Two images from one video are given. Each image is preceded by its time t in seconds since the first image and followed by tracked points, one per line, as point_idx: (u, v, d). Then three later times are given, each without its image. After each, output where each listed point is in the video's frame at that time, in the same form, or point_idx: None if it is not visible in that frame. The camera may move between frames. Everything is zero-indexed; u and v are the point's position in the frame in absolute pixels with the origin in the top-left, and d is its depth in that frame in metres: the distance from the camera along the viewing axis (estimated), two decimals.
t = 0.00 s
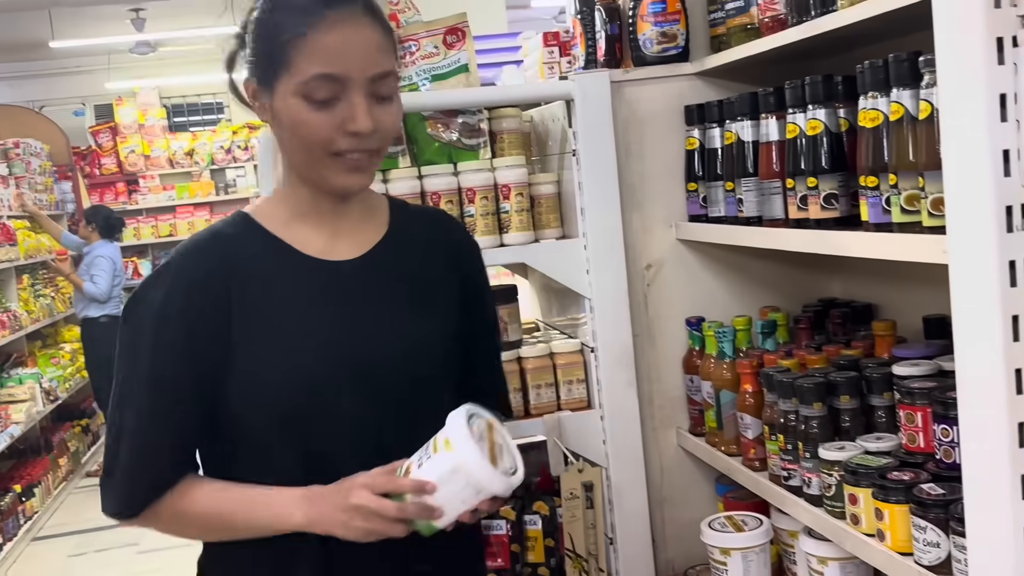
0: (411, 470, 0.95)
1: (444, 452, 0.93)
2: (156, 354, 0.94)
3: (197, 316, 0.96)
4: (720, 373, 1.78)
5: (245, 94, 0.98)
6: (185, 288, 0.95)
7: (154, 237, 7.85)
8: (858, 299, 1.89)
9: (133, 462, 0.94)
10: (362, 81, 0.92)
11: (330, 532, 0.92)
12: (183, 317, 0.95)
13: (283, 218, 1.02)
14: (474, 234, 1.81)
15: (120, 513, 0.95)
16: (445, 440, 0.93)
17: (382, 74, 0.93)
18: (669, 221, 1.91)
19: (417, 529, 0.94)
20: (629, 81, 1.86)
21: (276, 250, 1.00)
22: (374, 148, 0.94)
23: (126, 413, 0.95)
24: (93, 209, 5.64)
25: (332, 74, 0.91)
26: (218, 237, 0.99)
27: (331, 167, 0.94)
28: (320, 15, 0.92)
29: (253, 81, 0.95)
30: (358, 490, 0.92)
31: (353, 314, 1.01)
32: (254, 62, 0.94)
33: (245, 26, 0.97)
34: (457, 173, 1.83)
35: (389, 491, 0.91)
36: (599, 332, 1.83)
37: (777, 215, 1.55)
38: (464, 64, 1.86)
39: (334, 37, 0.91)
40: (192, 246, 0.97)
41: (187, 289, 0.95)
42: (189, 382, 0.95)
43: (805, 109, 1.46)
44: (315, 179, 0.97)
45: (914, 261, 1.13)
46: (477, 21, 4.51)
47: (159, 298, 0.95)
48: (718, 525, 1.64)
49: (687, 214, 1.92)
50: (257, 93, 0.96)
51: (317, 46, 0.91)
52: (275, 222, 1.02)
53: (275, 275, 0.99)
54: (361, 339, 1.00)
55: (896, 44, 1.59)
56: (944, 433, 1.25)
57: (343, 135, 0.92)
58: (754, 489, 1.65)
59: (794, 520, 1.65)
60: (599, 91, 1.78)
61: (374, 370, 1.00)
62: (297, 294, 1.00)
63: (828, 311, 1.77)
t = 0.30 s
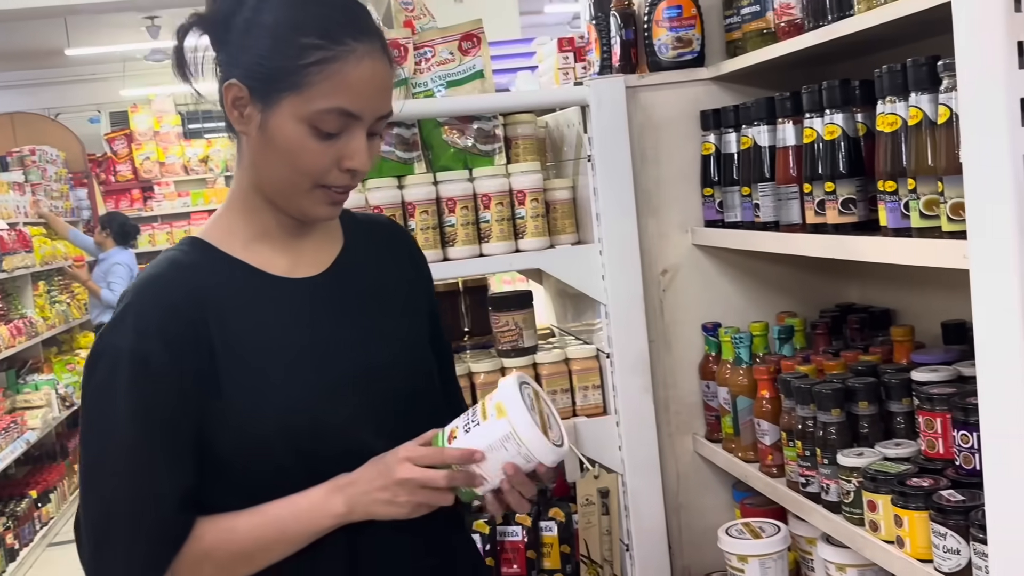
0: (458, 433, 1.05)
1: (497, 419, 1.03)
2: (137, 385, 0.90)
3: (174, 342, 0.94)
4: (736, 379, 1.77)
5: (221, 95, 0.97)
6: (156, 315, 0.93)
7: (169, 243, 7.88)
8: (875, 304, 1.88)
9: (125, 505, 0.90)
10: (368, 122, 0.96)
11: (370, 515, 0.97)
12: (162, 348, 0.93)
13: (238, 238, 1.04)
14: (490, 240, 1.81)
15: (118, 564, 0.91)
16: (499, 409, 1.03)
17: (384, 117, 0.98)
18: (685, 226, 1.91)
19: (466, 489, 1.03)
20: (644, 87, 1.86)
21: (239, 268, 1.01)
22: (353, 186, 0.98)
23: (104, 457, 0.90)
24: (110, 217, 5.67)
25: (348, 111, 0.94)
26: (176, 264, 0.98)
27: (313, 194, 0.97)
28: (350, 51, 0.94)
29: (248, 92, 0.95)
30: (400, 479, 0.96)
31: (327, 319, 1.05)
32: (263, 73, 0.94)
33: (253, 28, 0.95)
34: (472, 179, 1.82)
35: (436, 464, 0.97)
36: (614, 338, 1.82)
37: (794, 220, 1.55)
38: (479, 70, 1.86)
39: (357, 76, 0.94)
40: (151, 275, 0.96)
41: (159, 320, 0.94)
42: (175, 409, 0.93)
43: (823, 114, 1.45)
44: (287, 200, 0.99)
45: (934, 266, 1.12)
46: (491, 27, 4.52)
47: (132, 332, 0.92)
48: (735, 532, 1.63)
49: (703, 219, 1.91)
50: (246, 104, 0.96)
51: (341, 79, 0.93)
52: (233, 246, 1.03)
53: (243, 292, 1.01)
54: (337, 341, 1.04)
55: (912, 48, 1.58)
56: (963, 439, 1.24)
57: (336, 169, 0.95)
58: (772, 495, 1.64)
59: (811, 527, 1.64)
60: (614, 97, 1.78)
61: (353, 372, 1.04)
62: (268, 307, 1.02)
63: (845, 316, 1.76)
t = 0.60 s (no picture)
0: (473, 450, 1.06)
1: (514, 439, 1.03)
2: (123, 402, 0.90)
3: (159, 357, 0.94)
4: (746, 383, 1.76)
5: (221, 97, 0.97)
6: (143, 329, 0.93)
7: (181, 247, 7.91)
8: (886, 308, 1.87)
9: (112, 522, 0.90)
10: (372, 127, 0.96)
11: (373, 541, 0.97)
12: (146, 364, 0.92)
13: (232, 247, 1.04)
14: (500, 244, 1.81)
15: None
16: (518, 429, 1.04)
17: (388, 122, 0.99)
18: (694, 230, 1.91)
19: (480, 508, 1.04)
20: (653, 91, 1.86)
21: (228, 280, 1.02)
22: (354, 194, 0.99)
23: (89, 473, 0.90)
24: (120, 220, 5.69)
25: (356, 116, 0.94)
26: (164, 276, 0.98)
27: (313, 201, 0.97)
28: (359, 54, 0.95)
29: (250, 94, 0.96)
30: (412, 488, 0.97)
31: (318, 329, 1.05)
32: (265, 72, 0.94)
33: (254, 26, 0.96)
34: (482, 184, 1.83)
35: (449, 486, 0.98)
36: (625, 342, 1.82)
37: (805, 224, 1.55)
38: (489, 74, 1.86)
39: (367, 79, 0.95)
40: (138, 287, 0.96)
41: (144, 334, 0.93)
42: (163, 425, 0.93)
43: (833, 117, 1.45)
44: (286, 207, 0.99)
45: (945, 269, 1.12)
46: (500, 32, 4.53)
47: (117, 348, 0.91)
48: (746, 537, 1.62)
49: (713, 223, 1.91)
50: (247, 105, 0.96)
51: (350, 80, 0.94)
52: (226, 256, 1.04)
53: (232, 304, 1.01)
54: (328, 352, 1.05)
55: (923, 51, 1.58)
56: (975, 444, 1.23)
57: (340, 175, 0.96)
58: (782, 499, 1.63)
59: (822, 532, 1.64)
60: (624, 101, 1.78)
61: (346, 383, 1.04)
62: (258, 318, 1.02)
63: (857, 320, 1.76)
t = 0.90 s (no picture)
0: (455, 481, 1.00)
1: (474, 443, 0.98)
2: (123, 409, 0.90)
3: (161, 365, 0.94)
4: (755, 387, 1.76)
5: (236, 101, 0.97)
6: (145, 336, 0.93)
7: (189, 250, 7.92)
8: (895, 310, 1.86)
9: (110, 529, 0.90)
10: (388, 134, 0.96)
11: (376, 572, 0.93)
12: (147, 372, 0.92)
13: (243, 251, 1.05)
14: (508, 246, 1.81)
15: None
16: (469, 434, 0.99)
17: (403, 130, 0.98)
18: (702, 233, 1.90)
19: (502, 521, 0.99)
20: (661, 93, 1.86)
21: (236, 286, 1.02)
22: (368, 203, 0.98)
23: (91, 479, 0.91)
24: (125, 225, 5.71)
25: (372, 122, 0.94)
26: (170, 283, 0.98)
27: (325, 208, 0.97)
28: (377, 59, 0.95)
29: (266, 99, 0.96)
30: (410, 516, 0.93)
31: (326, 337, 1.05)
32: (281, 76, 0.95)
33: (272, 29, 0.96)
34: (490, 186, 1.83)
35: (445, 506, 0.94)
36: (632, 345, 1.82)
37: (813, 226, 1.54)
38: (497, 77, 1.86)
39: (384, 85, 0.95)
40: (144, 293, 0.96)
41: (147, 342, 0.93)
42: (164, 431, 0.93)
43: (842, 119, 1.45)
44: (299, 213, 0.99)
45: (955, 270, 1.11)
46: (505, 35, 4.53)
47: (119, 355, 0.92)
48: (755, 540, 1.62)
49: (720, 226, 1.91)
50: (261, 110, 0.96)
51: (367, 86, 0.94)
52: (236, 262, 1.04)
53: (237, 311, 1.01)
54: (335, 359, 1.05)
55: (932, 53, 1.57)
56: (985, 446, 1.23)
57: (354, 183, 0.95)
58: (792, 502, 1.63)
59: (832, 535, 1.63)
60: (632, 103, 1.78)
61: (353, 389, 1.04)
62: (265, 324, 1.02)
63: (866, 322, 1.75)
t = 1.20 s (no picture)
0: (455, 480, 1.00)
1: (462, 440, 0.99)
2: (133, 410, 0.90)
3: (171, 367, 0.93)
4: (760, 389, 1.75)
5: (255, 101, 0.97)
6: (156, 338, 0.93)
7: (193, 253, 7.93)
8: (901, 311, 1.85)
9: (118, 530, 0.90)
10: (404, 143, 0.96)
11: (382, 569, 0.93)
12: (157, 373, 0.92)
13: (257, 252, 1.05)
14: (511, 248, 1.81)
15: None
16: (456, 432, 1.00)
17: (420, 140, 0.98)
18: (707, 234, 1.90)
19: (510, 512, 0.99)
20: (665, 94, 1.85)
21: (249, 287, 1.02)
22: (382, 210, 0.98)
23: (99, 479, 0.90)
24: (123, 227, 5.70)
25: (389, 131, 0.94)
26: (182, 284, 0.98)
27: (340, 214, 0.97)
28: (400, 68, 0.95)
29: (285, 101, 0.95)
30: (412, 515, 0.92)
31: (338, 340, 1.05)
32: (300, 79, 0.94)
33: (294, 30, 0.96)
34: (494, 188, 1.82)
35: (441, 503, 0.93)
36: (636, 348, 1.81)
37: (818, 228, 1.53)
38: (500, 79, 1.86)
39: (405, 95, 0.94)
40: (157, 294, 0.96)
41: (158, 343, 0.93)
42: (174, 433, 0.93)
43: (846, 120, 1.44)
44: (312, 217, 0.98)
45: (959, 272, 1.11)
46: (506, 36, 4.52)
47: (129, 356, 0.91)
48: (760, 543, 1.61)
49: (724, 227, 1.90)
50: (280, 111, 0.96)
51: (387, 95, 0.93)
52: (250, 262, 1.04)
53: (248, 313, 1.00)
54: (347, 362, 1.04)
55: (937, 53, 1.56)
56: (991, 449, 1.22)
57: (369, 191, 0.95)
58: (797, 505, 1.62)
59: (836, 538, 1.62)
60: (636, 105, 1.78)
61: (365, 392, 1.03)
62: (277, 325, 1.02)
63: (871, 324, 1.74)
